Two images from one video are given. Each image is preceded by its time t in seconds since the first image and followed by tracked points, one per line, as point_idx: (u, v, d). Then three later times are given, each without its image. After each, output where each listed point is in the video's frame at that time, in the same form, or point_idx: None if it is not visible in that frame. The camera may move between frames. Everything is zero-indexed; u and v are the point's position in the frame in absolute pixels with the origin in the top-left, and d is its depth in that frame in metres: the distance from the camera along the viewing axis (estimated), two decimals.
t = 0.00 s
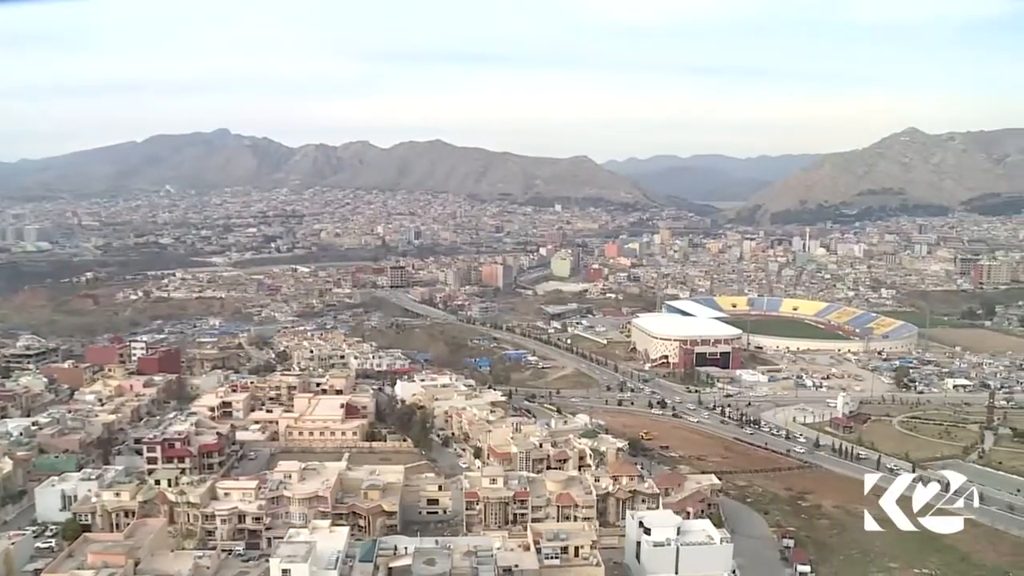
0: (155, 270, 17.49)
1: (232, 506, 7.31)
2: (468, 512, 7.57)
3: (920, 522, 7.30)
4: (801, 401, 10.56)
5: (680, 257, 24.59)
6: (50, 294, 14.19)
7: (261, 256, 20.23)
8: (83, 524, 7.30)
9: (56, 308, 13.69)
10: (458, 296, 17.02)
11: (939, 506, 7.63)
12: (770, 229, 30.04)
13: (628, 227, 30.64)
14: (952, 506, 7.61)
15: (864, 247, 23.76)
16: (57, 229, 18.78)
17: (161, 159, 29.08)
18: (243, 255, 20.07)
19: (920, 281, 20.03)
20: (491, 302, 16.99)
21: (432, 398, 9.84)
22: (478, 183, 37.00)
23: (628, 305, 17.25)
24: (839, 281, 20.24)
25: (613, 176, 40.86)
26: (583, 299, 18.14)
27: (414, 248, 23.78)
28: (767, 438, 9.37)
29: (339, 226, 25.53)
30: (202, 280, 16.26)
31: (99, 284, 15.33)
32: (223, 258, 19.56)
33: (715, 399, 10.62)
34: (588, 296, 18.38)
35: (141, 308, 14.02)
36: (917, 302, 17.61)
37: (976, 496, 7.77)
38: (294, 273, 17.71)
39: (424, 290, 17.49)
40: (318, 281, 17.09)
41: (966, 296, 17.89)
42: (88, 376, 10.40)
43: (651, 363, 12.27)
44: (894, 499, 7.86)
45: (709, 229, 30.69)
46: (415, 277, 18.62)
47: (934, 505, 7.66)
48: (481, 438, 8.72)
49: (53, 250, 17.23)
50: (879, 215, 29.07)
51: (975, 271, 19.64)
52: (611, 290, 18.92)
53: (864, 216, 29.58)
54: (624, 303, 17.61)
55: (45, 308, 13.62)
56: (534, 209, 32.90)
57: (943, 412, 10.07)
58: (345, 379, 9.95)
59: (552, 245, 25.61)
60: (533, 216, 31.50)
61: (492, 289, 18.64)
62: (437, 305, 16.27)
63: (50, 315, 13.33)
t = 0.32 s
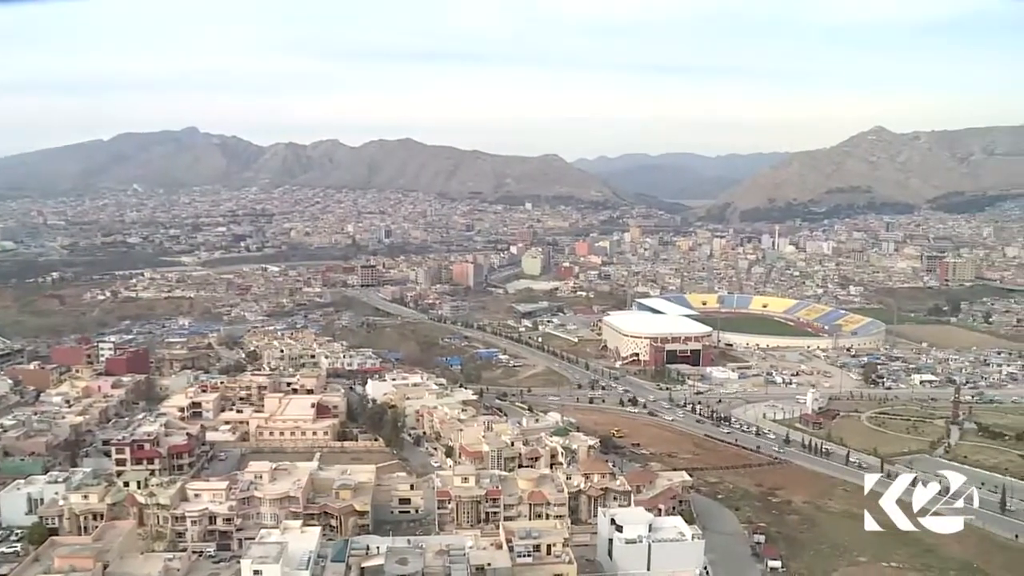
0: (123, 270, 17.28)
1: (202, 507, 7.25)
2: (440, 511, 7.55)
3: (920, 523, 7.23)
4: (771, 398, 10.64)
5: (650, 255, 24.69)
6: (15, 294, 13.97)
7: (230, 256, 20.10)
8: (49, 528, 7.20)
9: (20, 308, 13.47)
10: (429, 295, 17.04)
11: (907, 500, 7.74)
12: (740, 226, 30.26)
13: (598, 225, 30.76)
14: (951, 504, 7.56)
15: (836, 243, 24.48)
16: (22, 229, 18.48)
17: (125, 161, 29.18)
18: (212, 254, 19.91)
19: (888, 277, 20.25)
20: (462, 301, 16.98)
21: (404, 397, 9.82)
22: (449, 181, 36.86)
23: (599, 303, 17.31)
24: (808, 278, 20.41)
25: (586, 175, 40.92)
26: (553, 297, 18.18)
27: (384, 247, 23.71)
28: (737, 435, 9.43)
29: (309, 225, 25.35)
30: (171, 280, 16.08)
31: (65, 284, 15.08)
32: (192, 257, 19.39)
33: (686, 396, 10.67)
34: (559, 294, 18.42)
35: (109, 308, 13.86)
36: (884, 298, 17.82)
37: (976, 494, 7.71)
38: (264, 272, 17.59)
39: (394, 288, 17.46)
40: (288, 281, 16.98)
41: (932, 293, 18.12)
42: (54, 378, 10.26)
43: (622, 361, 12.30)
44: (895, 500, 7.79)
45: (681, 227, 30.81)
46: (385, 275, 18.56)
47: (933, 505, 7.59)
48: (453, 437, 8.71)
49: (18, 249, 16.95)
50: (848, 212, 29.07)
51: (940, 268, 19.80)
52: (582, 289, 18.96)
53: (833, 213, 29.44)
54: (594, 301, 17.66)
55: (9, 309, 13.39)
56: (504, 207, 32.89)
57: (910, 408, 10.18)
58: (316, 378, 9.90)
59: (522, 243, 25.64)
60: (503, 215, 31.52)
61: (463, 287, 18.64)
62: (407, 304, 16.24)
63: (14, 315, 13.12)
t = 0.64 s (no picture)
0: (95, 270, 17.04)
1: (177, 508, 7.20)
2: (416, 510, 7.52)
3: (923, 523, 7.16)
4: (746, 395, 10.70)
5: (625, 254, 24.78)
6: None
7: (204, 256, 20.00)
8: (21, 532, 7.11)
9: None
10: (404, 295, 17.11)
11: (880, 497, 7.82)
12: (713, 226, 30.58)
13: (573, 225, 31.31)
14: (951, 505, 7.51)
15: (809, 240, 24.89)
16: None
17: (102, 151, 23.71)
18: (186, 254, 19.77)
19: (861, 275, 20.46)
20: (437, 301, 16.99)
21: (380, 396, 9.80)
22: (426, 171, 35.38)
23: (574, 302, 17.37)
24: (782, 276, 20.57)
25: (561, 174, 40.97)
26: (529, 295, 18.22)
27: (360, 247, 23.68)
28: (712, 432, 9.47)
29: (283, 222, 24.98)
30: (143, 279, 15.81)
31: (35, 283, 14.37)
32: (165, 257, 19.21)
33: (661, 394, 10.71)
34: (534, 293, 18.46)
35: (81, 307, 13.69)
36: (856, 295, 18.00)
37: (977, 496, 7.65)
38: (238, 271, 17.47)
39: (370, 288, 17.47)
40: (262, 280, 16.87)
41: (904, 290, 18.28)
42: (24, 379, 10.13)
43: (598, 359, 12.33)
44: (896, 499, 7.72)
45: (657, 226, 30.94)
46: (360, 274, 18.52)
47: (934, 506, 7.52)
48: (429, 436, 8.70)
49: None
50: (822, 210, 29.91)
51: (913, 265, 20.11)
52: (557, 287, 18.99)
53: (806, 214, 30.24)
54: (570, 300, 17.71)
55: None
56: (479, 206, 32.76)
57: (883, 404, 10.27)
58: (291, 378, 9.87)
59: (498, 242, 25.68)
60: (478, 214, 31.47)
61: (438, 287, 18.65)
62: (383, 304, 16.22)
63: None
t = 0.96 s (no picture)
0: (66, 268, 16.81)
1: (150, 510, 7.13)
2: (391, 509, 7.48)
3: (923, 523, 7.09)
4: (720, 393, 10.77)
5: (599, 252, 24.85)
6: None
7: (177, 255, 19.87)
8: None
9: None
10: (377, 294, 17.12)
11: (852, 492, 7.91)
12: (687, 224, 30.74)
13: (547, 221, 31.64)
14: (950, 505, 7.44)
15: (781, 239, 25.03)
16: None
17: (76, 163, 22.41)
18: (158, 253, 19.61)
19: (833, 273, 20.66)
20: (411, 300, 17.00)
21: (354, 396, 9.78)
22: (398, 173, 35.06)
23: (548, 301, 17.41)
24: (754, 274, 20.72)
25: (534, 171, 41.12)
26: (502, 294, 18.25)
27: (334, 247, 23.64)
28: (685, 430, 9.52)
29: (257, 220, 24.78)
30: (114, 278, 15.59)
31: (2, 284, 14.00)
32: (137, 256, 19.02)
33: (636, 392, 10.76)
34: (508, 292, 18.49)
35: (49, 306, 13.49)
36: (828, 293, 18.16)
37: (977, 496, 7.59)
38: (211, 271, 17.34)
39: (344, 287, 17.44)
40: (235, 280, 16.77)
41: (876, 287, 18.47)
42: None
43: (572, 357, 12.37)
44: (895, 499, 7.67)
45: (631, 225, 31.06)
46: (334, 274, 18.47)
47: (933, 506, 7.46)
48: (403, 435, 8.69)
49: None
50: (795, 210, 30.20)
51: (883, 263, 20.39)
52: (531, 286, 19.03)
53: (778, 212, 30.80)
54: (543, 298, 17.76)
55: None
56: (453, 206, 32.68)
57: (856, 401, 10.36)
58: (265, 378, 9.83)
59: (472, 241, 25.70)
60: (452, 213, 31.42)
61: (412, 286, 18.65)
62: (356, 304, 16.19)
63: None
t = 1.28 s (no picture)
0: (35, 268, 16.59)
1: (121, 512, 7.03)
2: (366, 509, 7.45)
3: (923, 524, 7.04)
4: (693, 390, 10.84)
5: (572, 250, 24.93)
6: None
7: (148, 256, 19.71)
8: None
9: None
10: (350, 293, 17.11)
11: (823, 487, 7.98)
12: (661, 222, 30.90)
13: (519, 220, 31.67)
14: (950, 506, 7.37)
15: (753, 237, 25.20)
16: None
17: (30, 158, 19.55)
18: (129, 253, 19.42)
19: (804, 271, 20.85)
20: (385, 299, 17.00)
21: (327, 395, 9.75)
22: (371, 172, 34.68)
23: (521, 299, 17.44)
24: (727, 272, 20.86)
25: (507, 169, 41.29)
26: (476, 293, 18.27)
27: (307, 247, 23.57)
28: (658, 427, 9.57)
29: (230, 220, 24.63)
30: (84, 278, 15.40)
31: None
32: (108, 256, 18.82)
33: (609, 390, 10.80)
34: (481, 290, 18.52)
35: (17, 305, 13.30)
36: (799, 290, 18.33)
37: (977, 496, 7.52)
38: (182, 270, 17.19)
39: (317, 287, 17.39)
40: (207, 280, 16.66)
41: (847, 285, 18.65)
42: None
43: (546, 356, 12.40)
44: (895, 498, 7.61)
45: (604, 224, 31.15)
46: (307, 273, 18.42)
47: (934, 506, 7.40)
48: (377, 435, 8.68)
49: None
50: (767, 207, 30.44)
51: (855, 261, 20.66)
52: (505, 284, 19.07)
53: (751, 209, 31.11)
54: (517, 297, 17.79)
55: None
56: (425, 204, 32.67)
57: (828, 397, 10.45)
58: (238, 378, 9.78)
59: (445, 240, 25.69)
60: (425, 211, 31.41)
61: (385, 285, 18.63)
62: (330, 304, 16.16)
63: None
